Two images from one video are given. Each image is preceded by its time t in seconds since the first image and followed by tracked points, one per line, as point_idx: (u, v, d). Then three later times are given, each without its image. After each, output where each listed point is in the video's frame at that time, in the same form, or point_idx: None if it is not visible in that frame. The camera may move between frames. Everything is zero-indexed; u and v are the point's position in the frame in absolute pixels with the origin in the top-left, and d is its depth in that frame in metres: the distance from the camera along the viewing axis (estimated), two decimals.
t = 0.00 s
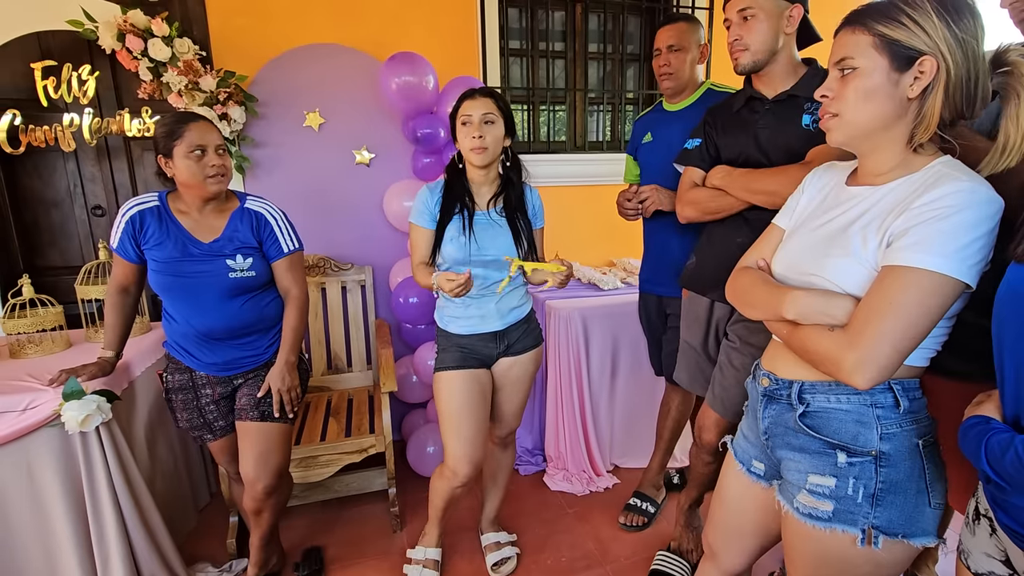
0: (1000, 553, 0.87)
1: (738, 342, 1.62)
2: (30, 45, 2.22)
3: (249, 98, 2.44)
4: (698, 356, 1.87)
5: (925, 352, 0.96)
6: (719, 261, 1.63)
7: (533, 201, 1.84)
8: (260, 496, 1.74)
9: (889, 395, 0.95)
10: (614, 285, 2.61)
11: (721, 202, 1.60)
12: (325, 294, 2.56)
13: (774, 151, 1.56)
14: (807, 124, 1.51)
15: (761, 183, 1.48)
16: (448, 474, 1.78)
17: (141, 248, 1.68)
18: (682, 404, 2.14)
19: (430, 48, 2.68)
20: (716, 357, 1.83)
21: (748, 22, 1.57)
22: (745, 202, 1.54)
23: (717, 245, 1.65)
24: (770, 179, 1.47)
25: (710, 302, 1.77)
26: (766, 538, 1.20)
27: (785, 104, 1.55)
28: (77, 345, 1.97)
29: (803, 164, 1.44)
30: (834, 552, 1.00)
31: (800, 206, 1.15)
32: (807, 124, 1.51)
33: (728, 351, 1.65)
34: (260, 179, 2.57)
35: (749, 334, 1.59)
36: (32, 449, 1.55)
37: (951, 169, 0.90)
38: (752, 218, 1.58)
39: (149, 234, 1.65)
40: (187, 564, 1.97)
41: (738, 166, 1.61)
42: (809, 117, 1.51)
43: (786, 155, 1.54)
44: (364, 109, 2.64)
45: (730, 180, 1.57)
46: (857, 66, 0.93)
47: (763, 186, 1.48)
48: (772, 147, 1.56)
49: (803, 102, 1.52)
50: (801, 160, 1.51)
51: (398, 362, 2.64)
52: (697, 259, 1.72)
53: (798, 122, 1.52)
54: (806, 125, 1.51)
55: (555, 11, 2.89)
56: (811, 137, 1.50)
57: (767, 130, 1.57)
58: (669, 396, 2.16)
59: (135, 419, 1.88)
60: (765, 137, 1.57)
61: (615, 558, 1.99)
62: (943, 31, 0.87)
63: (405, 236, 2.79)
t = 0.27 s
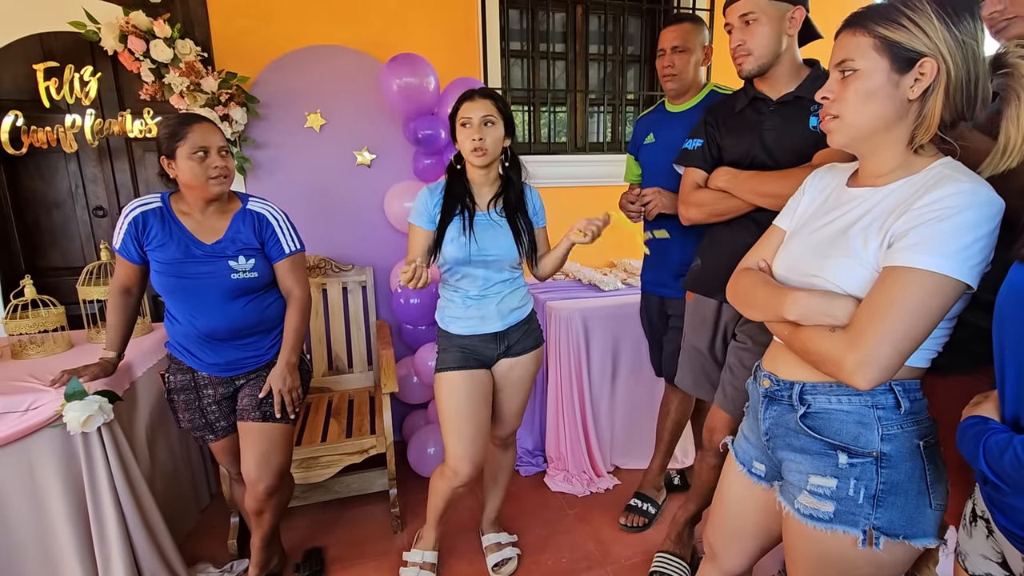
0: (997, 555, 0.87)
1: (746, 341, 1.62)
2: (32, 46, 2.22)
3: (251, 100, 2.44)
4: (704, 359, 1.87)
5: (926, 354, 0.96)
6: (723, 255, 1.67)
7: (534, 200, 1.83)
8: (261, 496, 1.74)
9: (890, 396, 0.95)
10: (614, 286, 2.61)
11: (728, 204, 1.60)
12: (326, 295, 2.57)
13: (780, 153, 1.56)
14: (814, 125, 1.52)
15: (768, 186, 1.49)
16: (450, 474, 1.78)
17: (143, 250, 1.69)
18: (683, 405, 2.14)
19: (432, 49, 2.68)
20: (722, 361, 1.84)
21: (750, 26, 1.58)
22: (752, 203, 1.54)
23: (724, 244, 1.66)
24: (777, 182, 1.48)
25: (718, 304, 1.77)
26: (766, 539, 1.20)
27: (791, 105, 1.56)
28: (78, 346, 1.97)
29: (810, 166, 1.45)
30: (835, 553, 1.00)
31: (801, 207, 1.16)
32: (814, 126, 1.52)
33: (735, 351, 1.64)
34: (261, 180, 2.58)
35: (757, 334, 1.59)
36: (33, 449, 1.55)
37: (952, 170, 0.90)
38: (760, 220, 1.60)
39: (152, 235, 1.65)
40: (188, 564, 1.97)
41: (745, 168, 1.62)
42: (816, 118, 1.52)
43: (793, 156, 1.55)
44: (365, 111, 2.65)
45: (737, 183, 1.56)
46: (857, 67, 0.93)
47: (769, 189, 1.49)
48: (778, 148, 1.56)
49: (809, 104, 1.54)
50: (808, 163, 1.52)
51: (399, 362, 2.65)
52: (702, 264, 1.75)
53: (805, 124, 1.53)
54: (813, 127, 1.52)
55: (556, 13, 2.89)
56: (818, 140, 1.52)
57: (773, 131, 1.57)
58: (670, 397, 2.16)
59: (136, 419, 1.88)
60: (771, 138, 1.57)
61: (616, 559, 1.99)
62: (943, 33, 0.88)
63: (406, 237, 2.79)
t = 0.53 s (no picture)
0: (994, 557, 0.87)
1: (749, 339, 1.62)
2: (33, 47, 2.23)
3: (251, 100, 2.44)
4: (704, 359, 1.87)
5: (925, 354, 0.96)
6: (724, 254, 1.67)
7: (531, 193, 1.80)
8: (262, 496, 1.74)
9: (889, 396, 0.95)
10: (614, 287, 2.61)
11: (723, 205, 1.60)
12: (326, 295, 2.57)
13: (776, 153, 1.57)
14: (808, 126, 1.53)
15: (765, 187, 1.48)
16: (446, 473, 1.78)
17: (143, 250, 1.69)
18: (682, 405, 2.14)
19: (432, 50, 2.68)
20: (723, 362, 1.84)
21: (751, 36, 1.55)
22: (746, 203, 1.54)
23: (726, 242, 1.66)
24: (773, 182, 1.46)
25: (717, 304, 1.77)
26: (766, 539, 1.20)
27: (787, 107, 1.56)
28: (79, 346, 1.97)
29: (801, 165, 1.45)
30: (835, 553, 1.00)
31: (800, 207, 1.16)
32: (809, 127, 1.53)
33: (738, 350, 1.64)
34: (261, 180, 2.58)
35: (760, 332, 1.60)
36: (33, 450, 1.55)
37: (952, 170, 0.90)
38: (758, 220, 1.60)
39: (153, 236, 1.65)
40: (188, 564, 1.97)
41: (741, 169, 1.61)
42: (810, 120, 1.53)
43: (788, 157, 1.55)
44: (365, 111, 2.65)
45: (731, 183, 1.56)
46: (857, 67, 0.93)
47: (765, 190, 1.48)
48: (774, 149, 1.57)
49: (804, 105, 1.54)
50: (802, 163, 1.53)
51: (399, 363, 2.65)
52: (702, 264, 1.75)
53: (800, 124, 1.54)
54: (807, 128, 1.53)
55: (555, 13, 2.89)
56: (811, 140, 1.53)
57: (769, 132, 1.57)
58: (670, 397, 2.16)
59: (137, 420, 1.88)
60: (767, 139, 1.58)
61: (616, 559, 1.99)
62: (942, 33, 0.88)
63: (406, 237, 2.79)
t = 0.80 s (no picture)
0: (997, 557, 0.87)
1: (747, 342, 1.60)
2: (31, 46, 2.22)
3: (250, 100, 2.44)
4: (701, 359, 1.86)
5: (924, 354, 0.96)
6: (722, 255, 1.67)
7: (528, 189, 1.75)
8: (260, 496, 1.74)
9: (888, 396, 0.95)
10: (614, 287, 2.61)
11: (718, 206, 1.61)
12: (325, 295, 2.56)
13: (769, 154, 1.57)
14: (800, 126, 1.52)
15: (755, 187, 1.49)
16: (437, 471, 1.78)
17: (142, 249, 1.68)
18: (681, 405, 2.14)
19: (431, 50, 2.68)
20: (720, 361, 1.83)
21: (749, 44, 1.54)
22: (738, 204, 1.55)
23: (723, 243, 1.66)
24: (761, 183, 1.48)
25: (714, 304, 1.77)
26: (765, 538, 1.20)
27: (778, 107, 1.56)
28: (77, 346, 1.97)
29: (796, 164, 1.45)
30: (833, 553, 1.00)
31: (799, 207, 1.16)
32: (801, 126, 1.52)
33: (737, 351, 1.63)
34: (260, 180, 2.58)
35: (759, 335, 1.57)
36: (31, 450, 1.55)
37: (951, 170, 0.90)
38: (752, 220, 1.59)
39: (151, 236, 1.65)
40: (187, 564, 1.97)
41: (734, 171, 1.62)
42: (802, 119, 1.52)
43: (781, 157, 1.55)
44: (364, 111, 2.65)
45: (724, 184, 1.57)
46: (856, 67, 0.93)
47: (755, 190, 1.49)
48: (767, 149, 1.57)
49: (796, 105, 1.54)
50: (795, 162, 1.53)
51: (398, 362, 2.64)
52: (700, 264, 1.76)
53: (792, 124, 1.53)
54: (799, 128, 1.52)
55: (555, 13, 2.89)
56: (804, 139, 1.52)
57: (761, 133, 1.57)
58: (669, 397, 2.16)
59: (136, 420, 1.88)
60: (758, 140, 1.58)
61: (615, 559, 1.99)
62: (942, 32, 0.88)
63: (406, 237, 2.79)
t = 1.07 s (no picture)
0: (1000, 556, 0.86)
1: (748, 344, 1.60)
2: (29, 45, 2.22)
3: (249, 99, 2.44)
4: (699, 358, 1.86)
5: (924, 354, 0.96)
6: (721, 255, 1.67)
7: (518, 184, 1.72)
8: (259, 495, 1.74)
9: (888, 396, 0.95)
10: (613, 287, 2.60)
11: (718, 207, 1.60)
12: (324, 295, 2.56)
13: (768, 154, 1.57)
14: (800, 125, 1.52)
15: (757, 190, 1.49)
16: (438, 471, 1.78)
17: (140, 249, 1.68)
18: (681, 405, 2.14)
19: (431, 49, 2.68)
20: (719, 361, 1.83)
21: (742, 44, 1.53)
22: (741, 207, 1.55)
23: (721, 245, 1.66)
24: (765, 185, 1.47)
25: (712, 304, 1.76)
26: (765, 539, 1.20)
27: (776, 106, 1.56)
28: (75, 346, 1.97)
29: (797, 167, 1.45)
30: (833, 553, 0.99)
31: (800, 206, 1.15)
32: (800, 126, 1.52)
33: (737, 352, 1.63)
34: (259, 179, 2.57)
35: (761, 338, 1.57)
36: (29, 451, 1.53)
37: (952, 170, 0.90)
38: (752, 222, 1.59)
39: (150, 235, 1.64)
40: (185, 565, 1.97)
41: (734, 172, 1.62)
42: (801, 119, 1.52)
43: (781, 157, 1.55)
44: (364, 110, 2.65)
45: (725, 186, 1.57)
46: (858, 65, 0.93)
47: (759, 193, 1.48)
48: (766, 150, 1.57)
49: (794, 104, 1.53)
50: (795, 162, 1.53)
51: (397, 362, 2.64)
52: (699, 264, 1.76)
53: (791, 124, 1.53)
54: (799, 127, 1.52)
55: (554, 13, 2.89)
56: (804, 139, 1.52)
57: (760, 133, 1.57)
58: (669, 397, 2.16)
59: (134, 419, 1.87)
60: (757, 140, 1.58)
61: (614, 559, 1.99)
62: (944, 30, 0.87)
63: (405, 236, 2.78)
